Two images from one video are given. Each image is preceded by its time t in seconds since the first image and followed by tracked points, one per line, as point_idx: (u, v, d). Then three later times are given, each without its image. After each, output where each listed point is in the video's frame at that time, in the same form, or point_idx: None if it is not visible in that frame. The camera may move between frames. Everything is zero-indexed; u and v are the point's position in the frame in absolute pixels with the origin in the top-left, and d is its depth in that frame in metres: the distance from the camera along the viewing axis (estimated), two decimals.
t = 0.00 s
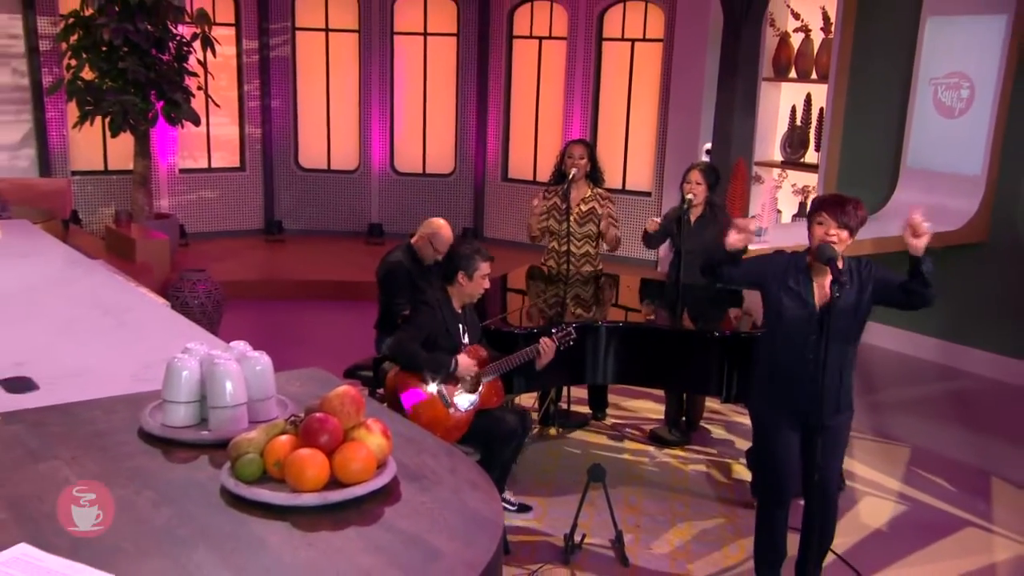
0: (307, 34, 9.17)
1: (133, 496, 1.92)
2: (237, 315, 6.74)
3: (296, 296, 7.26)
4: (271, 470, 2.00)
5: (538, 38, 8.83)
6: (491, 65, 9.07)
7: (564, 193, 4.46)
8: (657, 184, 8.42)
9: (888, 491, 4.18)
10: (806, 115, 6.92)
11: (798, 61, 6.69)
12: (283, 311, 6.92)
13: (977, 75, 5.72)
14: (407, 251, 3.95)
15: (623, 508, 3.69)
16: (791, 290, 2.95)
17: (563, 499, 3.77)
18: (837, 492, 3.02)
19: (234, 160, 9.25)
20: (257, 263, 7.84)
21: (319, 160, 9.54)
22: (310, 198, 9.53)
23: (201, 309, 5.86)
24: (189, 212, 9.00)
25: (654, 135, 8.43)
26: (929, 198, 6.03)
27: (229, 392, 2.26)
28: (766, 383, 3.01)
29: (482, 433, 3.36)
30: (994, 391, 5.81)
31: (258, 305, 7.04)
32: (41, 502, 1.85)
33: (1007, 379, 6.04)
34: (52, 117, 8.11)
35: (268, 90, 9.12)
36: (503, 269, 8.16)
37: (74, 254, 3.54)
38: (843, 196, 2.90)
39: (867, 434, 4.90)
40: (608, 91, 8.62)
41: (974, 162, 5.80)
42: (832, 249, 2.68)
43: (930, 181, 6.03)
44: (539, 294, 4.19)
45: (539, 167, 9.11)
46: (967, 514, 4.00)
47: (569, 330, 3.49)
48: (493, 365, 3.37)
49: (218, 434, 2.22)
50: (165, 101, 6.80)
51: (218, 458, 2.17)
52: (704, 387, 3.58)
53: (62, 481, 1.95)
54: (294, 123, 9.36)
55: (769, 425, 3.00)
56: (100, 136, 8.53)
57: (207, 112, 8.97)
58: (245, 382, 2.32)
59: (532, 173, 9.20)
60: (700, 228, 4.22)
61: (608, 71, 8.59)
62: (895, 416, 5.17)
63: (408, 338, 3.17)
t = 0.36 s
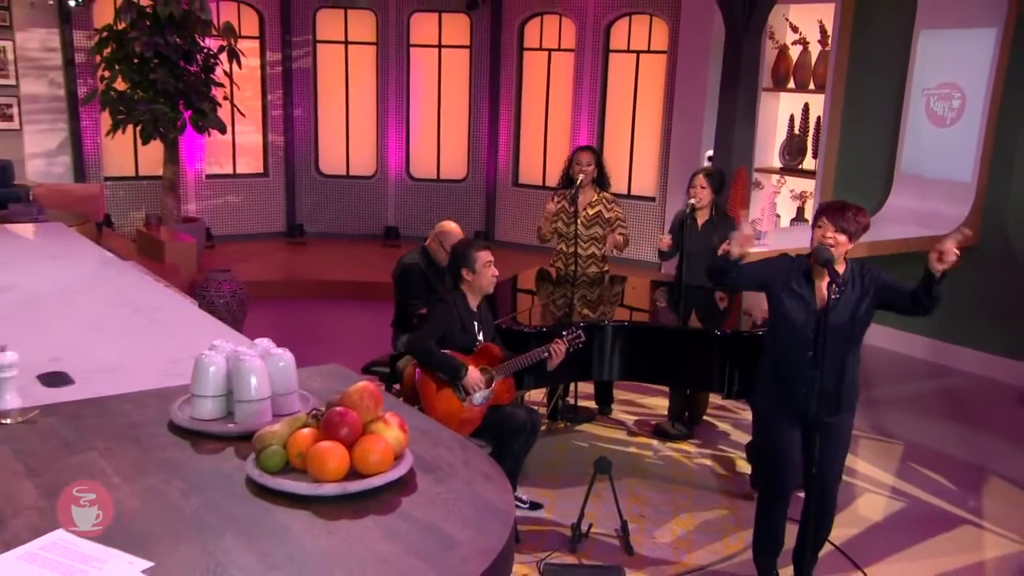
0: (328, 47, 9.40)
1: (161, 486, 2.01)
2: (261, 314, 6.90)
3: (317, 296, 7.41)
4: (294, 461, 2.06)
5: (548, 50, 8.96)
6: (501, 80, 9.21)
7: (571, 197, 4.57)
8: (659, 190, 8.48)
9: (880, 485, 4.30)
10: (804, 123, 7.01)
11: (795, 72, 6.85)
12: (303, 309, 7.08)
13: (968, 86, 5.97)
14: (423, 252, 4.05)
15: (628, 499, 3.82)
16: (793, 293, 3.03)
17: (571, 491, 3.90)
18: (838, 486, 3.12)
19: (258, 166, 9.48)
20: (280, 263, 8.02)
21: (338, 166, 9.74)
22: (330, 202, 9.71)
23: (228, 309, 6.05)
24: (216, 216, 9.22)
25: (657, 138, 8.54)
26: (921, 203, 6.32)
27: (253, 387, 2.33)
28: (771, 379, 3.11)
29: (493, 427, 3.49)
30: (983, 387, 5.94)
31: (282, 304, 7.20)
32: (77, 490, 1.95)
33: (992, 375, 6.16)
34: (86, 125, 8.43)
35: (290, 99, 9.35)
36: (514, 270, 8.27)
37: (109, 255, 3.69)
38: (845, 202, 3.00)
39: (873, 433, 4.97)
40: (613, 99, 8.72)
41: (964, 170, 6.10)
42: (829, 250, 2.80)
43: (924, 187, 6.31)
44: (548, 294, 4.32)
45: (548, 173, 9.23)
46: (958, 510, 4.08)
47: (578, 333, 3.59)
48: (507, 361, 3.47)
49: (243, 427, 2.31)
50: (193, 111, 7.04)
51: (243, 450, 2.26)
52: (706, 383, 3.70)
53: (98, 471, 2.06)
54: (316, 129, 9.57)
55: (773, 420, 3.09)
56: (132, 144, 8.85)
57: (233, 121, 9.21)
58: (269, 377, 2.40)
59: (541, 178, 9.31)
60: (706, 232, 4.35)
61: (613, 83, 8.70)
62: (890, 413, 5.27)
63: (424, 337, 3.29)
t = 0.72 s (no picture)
0: (348, 56, 9.51)
1: (189, 476, 2.07)
2: (284, 312, 7.03)
3: (337, 296, 7.55)
4: (315, 454, 2.10)
5: (558, 60, 9.09)
6: (515, 92, 9.37)
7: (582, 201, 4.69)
8: (667, 194, 8.57)
9: (878, 481, 4.39)
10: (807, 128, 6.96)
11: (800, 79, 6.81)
12: (323, 307, 7.22)
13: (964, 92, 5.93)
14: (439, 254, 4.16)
15: (635, 493, 3.93)
16: (801, 294, 3.12)
17: (580, 484, 4.01)
18: (839, 482, 3.21)
19: (281, 171, 9.59)
20: (301, 264, 8.18)
21: (356, 171, 9.85)
22: (348, 205, 9.81)
23: (252, 309, 6.20)
24: (240, 220, 9.34)
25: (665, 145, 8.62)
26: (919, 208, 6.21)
27: (276, 382, 2.39)
28: (777, 379, 3.20)
29: (505, 421, 3.60)
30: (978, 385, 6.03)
31: (304, 303, 7.34)
32: (109, 480, 2.01)
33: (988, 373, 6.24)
34: (117, 131, 8.64)
35: (312, 107, 9.45)
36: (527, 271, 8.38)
37: (138, 256, 3.81)
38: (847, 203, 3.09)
39: (873, 430, 5.06)
40: (624, 106, 8.80)
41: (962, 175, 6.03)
42: (832, 253, 2.83)
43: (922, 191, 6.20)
44: (558, 294, 4.43)
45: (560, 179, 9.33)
46: (957, 507, 4.15)
47: (586, 330, 3.72)
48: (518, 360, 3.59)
49: (267, 421, 2.37)
50: (219, 118, 7.19)
51: (267, 443, 2.32)
52: (712, 379, 3.79)
53: (128, 462, 2.12)
54: (335, 134, 9.69)
55: (778, 417, 3.18)
56: (160, 149, 9.03)
57: (257, 128, 9.33)
58: (291, 373, 2.45)
59: (552, 182, 9.45)
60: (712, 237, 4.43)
61: (622, 91, 8.79)
62: (891, 412, 5.34)
63: (438, 334, 3.40)
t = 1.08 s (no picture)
0: (365, 64, 9.62)
1: (214, 468, 2.14)
2: (303, 310, 7.16)
3: (354, 295, 7.67)
4: (334, 447, 2.16)
5: (568, 67, 9.15)
6: (526, 101, 9.45)
7: (590, 203, 4.77)
8: (675, 196, 8.64)
9: (880, 478, 4.45)
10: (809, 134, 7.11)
11: (801, 87, 6.92)
12: (343, 306, 7.35)
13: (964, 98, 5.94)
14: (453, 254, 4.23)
15: (643, 486, 4.02)
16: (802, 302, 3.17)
17: (589, 477, 4.11)
18: (839, 480, 3.27)
19: (300, 174, 9.73)
20: (320, 264, 8.31)
21: (373, 174, 9.95)
22: (366, 207, 9.95)
23: (272, 308, 6.33)
24: (261, 221, 9.52)
25: (673, 151, 8.70)
26: (920, 212, 6.25)
27: (297, 377, 2.46)
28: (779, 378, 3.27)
29: (518, 416, 3.70)
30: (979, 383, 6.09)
31: (323, 302, 7.46)
32: (137, 471, 2.10)
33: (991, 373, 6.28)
34: (144, 136, 8.78)
35: (330, 112, 9.58)
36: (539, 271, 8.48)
37: (165, 256, 3.93)
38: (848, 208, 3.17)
39: (876, 428, 5.12)
40: (634, 113, 8.89)
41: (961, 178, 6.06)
42: (834, 255, 2.85)
43: (923, 195, 6.24)
44: (567, 294, 4.53)
45: (570, 182, 9.40)
46: (954, 505, 4.21)
47: (594, 325, 3.80)
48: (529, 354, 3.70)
49: (289, 415, 2.46)
50: (241, 123, 7.30)
51: (288, 436, 2.40)
52: (716, 376, 3.86)
53: (154, 455, 2.21)
54: (353, 138, 9.81)
55: (780, 417, 3.25)
56: (184, 154, 9.13)
57: (277, 132, 9.49)
58: (312, 369, 2.54)
59: (562, 185, 9.51)
60: (717, 240, 4.48)
61: (631, 98, 8.87)
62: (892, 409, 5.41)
63: (452, 332, 3.50)
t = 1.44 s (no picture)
0: (384, 70, 9.76)
1: (240, 458, 2.20)
2: (325, 307, 7.30)
3: (374, 292, 7.81)
4: (356, 439, 2.20)
5: (582, 73, 9.23)
6: (539, 105, 9.56)
7: (603, 204, 4.85)
8: (682, 198, 8.69)
9: (886, 475, 4.45)
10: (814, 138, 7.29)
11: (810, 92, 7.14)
12: (364, 303, 7.48)
13: (967, 105, 6.12)
14: (467, 250, 4.30)
15: (652, 479, 4.12)
16: (801, 296, 3.19)
17: (600, 470, 4.21)
18: (835, 471, 3.32)
19: (321, 176, 9.89)
20: (340, 263, 8.43)
21: (391, 175, 10.08)
22: (385, 209, 10.09)
23: (296, 305, 6.47)
24: (286, 220, 9.69)
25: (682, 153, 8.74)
26: (925, 215, 6.42)
27: (320, 371, 2.52)
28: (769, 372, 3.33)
29: (532, 410, 3.80)
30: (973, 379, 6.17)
31: (344, 299, 7.60)
32: (167, 461, 2.16)
33: (985, 368, 6.35)
34: (173, 139, 8.92)
35: (351, 116, 9.77)
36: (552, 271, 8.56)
37: (193, 255, 4.06)
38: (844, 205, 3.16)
39: (887, 424, 5.14)
40: (645, 115, 8.94)
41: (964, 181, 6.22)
42: (839, 254, 2.96)
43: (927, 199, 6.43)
44: (581, 292, 4.62)
45: (583, 183, 9.48)
46: (957, 502, 4.16)
47: (607, 324, 3.91)
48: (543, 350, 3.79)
49: (312, 408, 2.52)
50: (266, 127, 7.47)
51: (312, 429, 2.46)
52: (723, 368, 3.97)
53: (184, 446, 2.27)
54: (372, 142, 9.95)
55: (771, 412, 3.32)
56: (212, 156, 9.26)
57: (300, 136, 9.64)
58: (335, 363, 2.60)
59: (574, 187, 9.58)
60: (723, 239, 4.57)
61: (641, 104, 8.95)
62: (894, 405, 5.49)
63: (469, 330, 3.59)
